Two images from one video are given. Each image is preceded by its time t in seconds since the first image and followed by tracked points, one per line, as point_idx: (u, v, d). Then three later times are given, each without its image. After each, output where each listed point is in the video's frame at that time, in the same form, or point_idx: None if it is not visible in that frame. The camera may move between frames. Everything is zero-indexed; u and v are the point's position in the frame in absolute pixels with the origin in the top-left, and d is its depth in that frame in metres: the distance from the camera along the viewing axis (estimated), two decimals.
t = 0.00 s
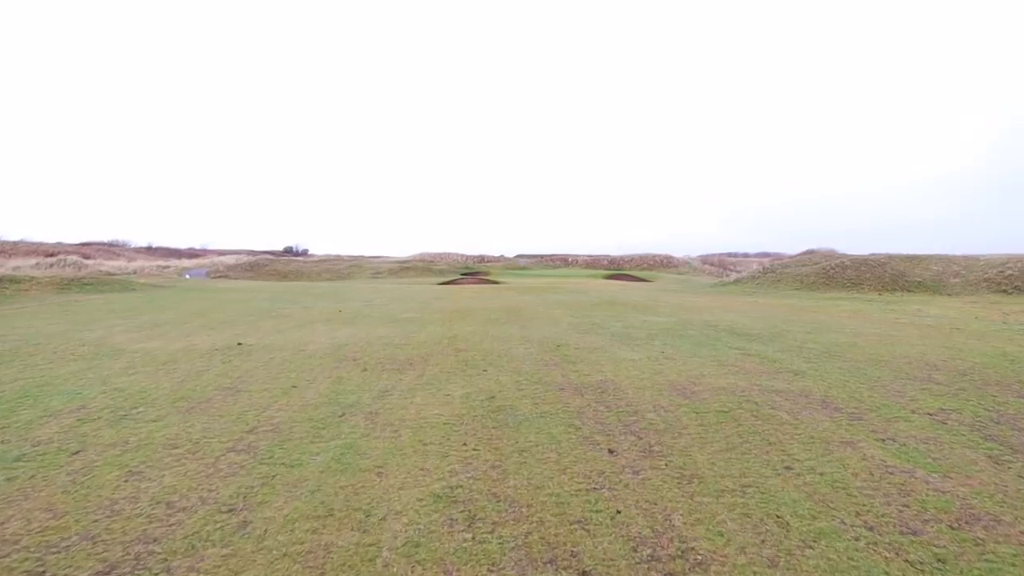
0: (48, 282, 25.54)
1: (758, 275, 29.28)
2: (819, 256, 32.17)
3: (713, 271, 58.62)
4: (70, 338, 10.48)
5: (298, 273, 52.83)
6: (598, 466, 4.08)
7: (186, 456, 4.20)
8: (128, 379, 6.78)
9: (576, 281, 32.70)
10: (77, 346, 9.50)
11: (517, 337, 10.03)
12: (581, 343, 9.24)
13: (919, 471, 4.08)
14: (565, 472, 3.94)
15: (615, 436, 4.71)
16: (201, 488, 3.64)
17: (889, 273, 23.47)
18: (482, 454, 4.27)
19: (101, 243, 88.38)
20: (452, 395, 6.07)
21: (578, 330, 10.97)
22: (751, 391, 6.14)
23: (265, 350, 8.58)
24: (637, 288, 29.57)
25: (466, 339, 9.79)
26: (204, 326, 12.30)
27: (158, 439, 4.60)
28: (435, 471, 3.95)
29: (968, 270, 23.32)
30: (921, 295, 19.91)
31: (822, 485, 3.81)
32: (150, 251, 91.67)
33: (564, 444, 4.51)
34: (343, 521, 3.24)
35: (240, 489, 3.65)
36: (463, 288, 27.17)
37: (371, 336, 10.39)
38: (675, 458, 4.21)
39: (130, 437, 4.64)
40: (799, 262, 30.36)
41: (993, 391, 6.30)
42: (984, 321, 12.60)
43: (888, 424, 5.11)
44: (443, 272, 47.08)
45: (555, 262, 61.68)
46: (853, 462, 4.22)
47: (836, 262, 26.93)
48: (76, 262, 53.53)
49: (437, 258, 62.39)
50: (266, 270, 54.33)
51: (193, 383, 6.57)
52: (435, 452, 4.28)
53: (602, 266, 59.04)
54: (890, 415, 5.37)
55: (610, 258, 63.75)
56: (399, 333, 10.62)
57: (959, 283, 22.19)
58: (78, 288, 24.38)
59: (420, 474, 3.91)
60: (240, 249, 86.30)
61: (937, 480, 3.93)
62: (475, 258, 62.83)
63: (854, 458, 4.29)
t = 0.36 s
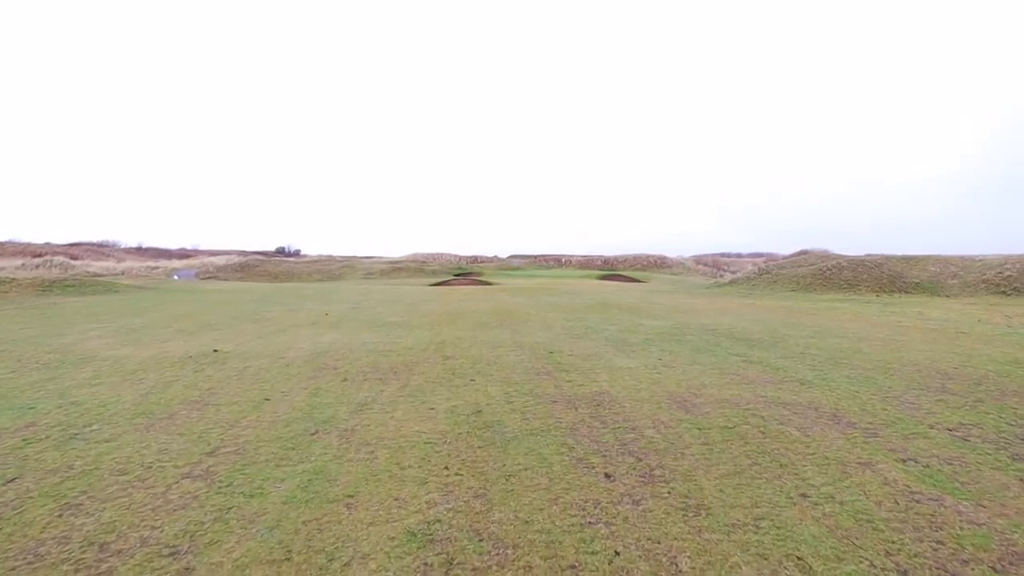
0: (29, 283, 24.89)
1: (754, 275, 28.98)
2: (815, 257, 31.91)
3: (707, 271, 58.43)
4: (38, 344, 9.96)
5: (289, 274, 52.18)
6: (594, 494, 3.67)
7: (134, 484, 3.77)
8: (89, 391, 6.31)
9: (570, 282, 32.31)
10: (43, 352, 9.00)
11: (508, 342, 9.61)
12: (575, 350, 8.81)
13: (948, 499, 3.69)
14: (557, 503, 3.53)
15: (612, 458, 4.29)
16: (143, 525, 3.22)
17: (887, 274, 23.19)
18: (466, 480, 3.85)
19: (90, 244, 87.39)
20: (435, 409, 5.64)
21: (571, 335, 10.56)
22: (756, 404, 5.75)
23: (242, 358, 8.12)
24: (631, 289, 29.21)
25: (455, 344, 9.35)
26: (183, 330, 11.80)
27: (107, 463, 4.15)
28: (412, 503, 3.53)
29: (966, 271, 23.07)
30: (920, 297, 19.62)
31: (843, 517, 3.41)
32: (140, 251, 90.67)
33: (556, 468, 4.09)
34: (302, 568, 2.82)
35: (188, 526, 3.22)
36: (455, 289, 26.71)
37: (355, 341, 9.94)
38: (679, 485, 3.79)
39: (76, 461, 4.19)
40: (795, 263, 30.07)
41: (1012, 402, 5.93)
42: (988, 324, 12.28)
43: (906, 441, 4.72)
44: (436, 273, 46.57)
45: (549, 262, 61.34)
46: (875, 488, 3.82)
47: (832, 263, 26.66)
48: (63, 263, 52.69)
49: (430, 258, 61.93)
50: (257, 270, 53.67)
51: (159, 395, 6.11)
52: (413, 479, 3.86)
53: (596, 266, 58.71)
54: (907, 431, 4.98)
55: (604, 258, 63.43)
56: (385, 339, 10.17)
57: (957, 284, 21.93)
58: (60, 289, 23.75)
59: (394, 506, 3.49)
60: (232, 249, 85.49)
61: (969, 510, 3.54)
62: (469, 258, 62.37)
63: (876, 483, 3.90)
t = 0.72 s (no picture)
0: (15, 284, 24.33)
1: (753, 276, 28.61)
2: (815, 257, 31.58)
3: (705, 271, 58.09)
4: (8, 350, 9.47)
5: (284, 274, 51.67)
6: (590, 528, 3.24)
7: (70, 516, 3.33)
8: (47, 403, 5.85)
9: (568, 283, 31.91)
10: (11, 359, 8.52)
11: (501, 347, 9.16)
12: (571, 355, 8.37)
13: (989, 532, 3.27)
14: (548, 540, 3.10)
15: (611, 481, 3.86)
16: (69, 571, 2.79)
17: (888, 274, 22.84)
18: (446, 511, 3.42)
19: (85, 244, 86.79)
20: (419, 422, 5.21)
21: (567, 339, 10.13)
22: (765, 417, 5.33)
23: (218, 365, 7.65)
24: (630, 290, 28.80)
25: (445, 349, 8.91)
26: (164, 334, 11.35)
27: (46, 488, 3.70)
28: (383, 539, 3.10)
29: (968, 271, 22.74)
30: (923, 298, 19.26)
31: (874, 555, 2.99)
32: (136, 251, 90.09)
33: (548, 494, 3.66)
34: None
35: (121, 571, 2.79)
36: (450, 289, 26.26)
37: (341, 346, 9.49)
38: (686, 516, 3.37)
39: (12, 486, 3.75)
40: (794, 263, 29.70)
41: None
42: (997, 327, 11.89)
43: (933, 460, 4.31)
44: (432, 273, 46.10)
45: (546, 262, 60.94)
46: (906, 519, 3.40)
47: (832, 263, 26.31)
48: (54, 263, 52.09)
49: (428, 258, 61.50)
50: (251, 271, 53.15)
51: (121, 407, 5.65)
52: (387, 509, 3.43)
53: (594, 267, 58.31)
54: (932, 447, 4.56)
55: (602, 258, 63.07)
56: (372, 344, 9.71)
57: (960, 285, 21.59)
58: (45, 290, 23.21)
59: (363, 543, 3.06)
60: (226, 249, 84.87)
61: (1015, 546, 3.12)
62: (466, 258, 61.94)
63: (907, 513, 3.47)
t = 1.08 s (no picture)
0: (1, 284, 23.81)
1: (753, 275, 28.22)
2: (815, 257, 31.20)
3: (703, 272, 57.71)
4: None
5: (279, 274, 51.15)
6: (586, 568, 2.80)
7: None
8: None
9: (565, 283, 31.48)
10: None
11: (494, 351, 8.72)
12: (568, 360, 7.93)
13: None
14: None
15: (610, 507, 3.43)
16: None
17: (890, 274, 22.46)
18: (421, 547, 2.98)
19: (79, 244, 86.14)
20: (400, 436, 4.77)
21: (564, 342, 9.69)
22: (778, 430, 4.90)
23: (193, 371, 7.21)
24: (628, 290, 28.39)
25: (435, 353, 8.47)
26: (143, 337, 10.88)
27: None
28: None
29: (971, 271, 22.38)
30: (926, 298, 18.87)
31: None
32: (130, 251, 89.45)
33: (540, 524, 3.22)
34: None
35: None
36: (445, 290, 25.79)
37: (326, 350, 9.04)
38: (696, 552, 2.94)
39: None
40: (794, 263, 29.30)
41: None
42: (1008, 329, 11.49)
43: (968, 480, 3.88)
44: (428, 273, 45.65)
45: (544, 262, 60.48)
46: (948, 555, 2.97)
47: (833, 262, 25.92)
48: (46, 263, 51.49)
49: (424, 258, 61.05)
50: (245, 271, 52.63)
51: (78, 419, 5.20)
52: (354, 545, 2.99)
53: (591, 267, 57.89)
54: (964, 465, 4.14)
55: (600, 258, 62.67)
56: (359, 348, 9.25)
57: (963, 284, 21.22)
58: (29, 291, 22.66)
59: None
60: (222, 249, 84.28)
61: None
62: (463, 258, 61.51)
63: (948, 547, 3.05)
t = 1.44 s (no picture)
0: None
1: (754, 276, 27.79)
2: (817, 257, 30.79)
3: (703, 271, 57.32)
4: None
5: (274, 275, 50.65)
6: None
7: None
8: None
9: (564, 284, 31.04)
10: None
11: (489, 359, 8.26)
12: (568, 368, 7.48)
13: None
14: None
15: (617, 554, 2.97)
16: None
17: (895, 275, 22.04)
18: None
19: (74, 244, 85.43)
20: (383, 460, 4.31)
21: (562, 348, 9.24)
22: (799, 452, 4.45)
23: (166, 382, 6.74)
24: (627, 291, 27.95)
25: (427, 361, 8.00)
26: (123, 342, 10.41)
27: None
28: None
29: (977, 272, 21.98)
30: (933, 300, 18.46)
31: None
32: (126, 251, 88.87)
33: None
34: None
35: None
36: (442, 291, 25.14)
37: (312, 357, 8.56)
38: None
39: None
40: (796, 263, 28.89)
41: None
42: None
43: (1019, 515, 3.44)
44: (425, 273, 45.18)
45: (542, 262, 60.05)
46: None
47: (836, 263, 25.49)
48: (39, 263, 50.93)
49: (421, 258, 60.60)
50: (241, 271, 52.15)
51: (29, 440, 4.73)
52: None
53: (590, 266, 57.46)
54: (1012, 496, 3.70)
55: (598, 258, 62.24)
56: (347, 355, 8.77)
57: (969, 285, 20.82)
58: (16, 292, 22.17)
59: None
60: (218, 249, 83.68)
61: None
62: (461, 258, 61.06)
63: None
